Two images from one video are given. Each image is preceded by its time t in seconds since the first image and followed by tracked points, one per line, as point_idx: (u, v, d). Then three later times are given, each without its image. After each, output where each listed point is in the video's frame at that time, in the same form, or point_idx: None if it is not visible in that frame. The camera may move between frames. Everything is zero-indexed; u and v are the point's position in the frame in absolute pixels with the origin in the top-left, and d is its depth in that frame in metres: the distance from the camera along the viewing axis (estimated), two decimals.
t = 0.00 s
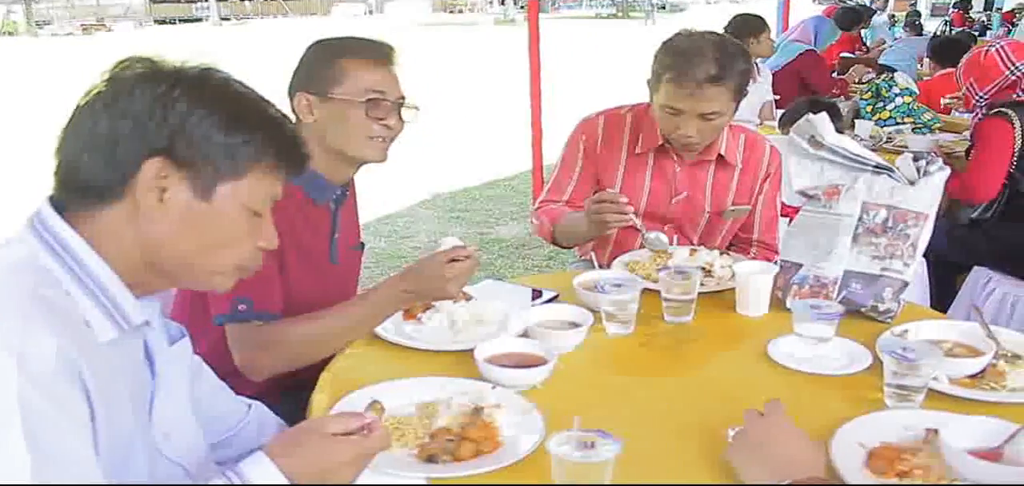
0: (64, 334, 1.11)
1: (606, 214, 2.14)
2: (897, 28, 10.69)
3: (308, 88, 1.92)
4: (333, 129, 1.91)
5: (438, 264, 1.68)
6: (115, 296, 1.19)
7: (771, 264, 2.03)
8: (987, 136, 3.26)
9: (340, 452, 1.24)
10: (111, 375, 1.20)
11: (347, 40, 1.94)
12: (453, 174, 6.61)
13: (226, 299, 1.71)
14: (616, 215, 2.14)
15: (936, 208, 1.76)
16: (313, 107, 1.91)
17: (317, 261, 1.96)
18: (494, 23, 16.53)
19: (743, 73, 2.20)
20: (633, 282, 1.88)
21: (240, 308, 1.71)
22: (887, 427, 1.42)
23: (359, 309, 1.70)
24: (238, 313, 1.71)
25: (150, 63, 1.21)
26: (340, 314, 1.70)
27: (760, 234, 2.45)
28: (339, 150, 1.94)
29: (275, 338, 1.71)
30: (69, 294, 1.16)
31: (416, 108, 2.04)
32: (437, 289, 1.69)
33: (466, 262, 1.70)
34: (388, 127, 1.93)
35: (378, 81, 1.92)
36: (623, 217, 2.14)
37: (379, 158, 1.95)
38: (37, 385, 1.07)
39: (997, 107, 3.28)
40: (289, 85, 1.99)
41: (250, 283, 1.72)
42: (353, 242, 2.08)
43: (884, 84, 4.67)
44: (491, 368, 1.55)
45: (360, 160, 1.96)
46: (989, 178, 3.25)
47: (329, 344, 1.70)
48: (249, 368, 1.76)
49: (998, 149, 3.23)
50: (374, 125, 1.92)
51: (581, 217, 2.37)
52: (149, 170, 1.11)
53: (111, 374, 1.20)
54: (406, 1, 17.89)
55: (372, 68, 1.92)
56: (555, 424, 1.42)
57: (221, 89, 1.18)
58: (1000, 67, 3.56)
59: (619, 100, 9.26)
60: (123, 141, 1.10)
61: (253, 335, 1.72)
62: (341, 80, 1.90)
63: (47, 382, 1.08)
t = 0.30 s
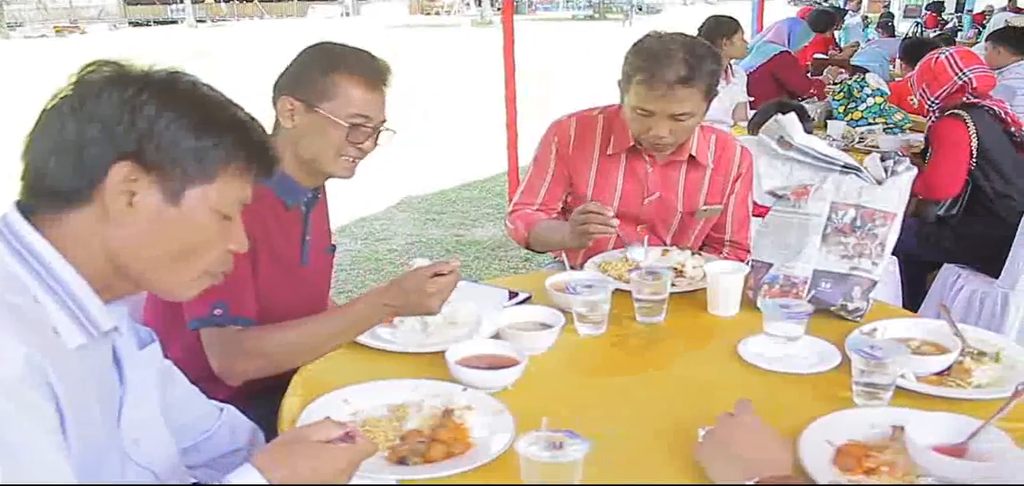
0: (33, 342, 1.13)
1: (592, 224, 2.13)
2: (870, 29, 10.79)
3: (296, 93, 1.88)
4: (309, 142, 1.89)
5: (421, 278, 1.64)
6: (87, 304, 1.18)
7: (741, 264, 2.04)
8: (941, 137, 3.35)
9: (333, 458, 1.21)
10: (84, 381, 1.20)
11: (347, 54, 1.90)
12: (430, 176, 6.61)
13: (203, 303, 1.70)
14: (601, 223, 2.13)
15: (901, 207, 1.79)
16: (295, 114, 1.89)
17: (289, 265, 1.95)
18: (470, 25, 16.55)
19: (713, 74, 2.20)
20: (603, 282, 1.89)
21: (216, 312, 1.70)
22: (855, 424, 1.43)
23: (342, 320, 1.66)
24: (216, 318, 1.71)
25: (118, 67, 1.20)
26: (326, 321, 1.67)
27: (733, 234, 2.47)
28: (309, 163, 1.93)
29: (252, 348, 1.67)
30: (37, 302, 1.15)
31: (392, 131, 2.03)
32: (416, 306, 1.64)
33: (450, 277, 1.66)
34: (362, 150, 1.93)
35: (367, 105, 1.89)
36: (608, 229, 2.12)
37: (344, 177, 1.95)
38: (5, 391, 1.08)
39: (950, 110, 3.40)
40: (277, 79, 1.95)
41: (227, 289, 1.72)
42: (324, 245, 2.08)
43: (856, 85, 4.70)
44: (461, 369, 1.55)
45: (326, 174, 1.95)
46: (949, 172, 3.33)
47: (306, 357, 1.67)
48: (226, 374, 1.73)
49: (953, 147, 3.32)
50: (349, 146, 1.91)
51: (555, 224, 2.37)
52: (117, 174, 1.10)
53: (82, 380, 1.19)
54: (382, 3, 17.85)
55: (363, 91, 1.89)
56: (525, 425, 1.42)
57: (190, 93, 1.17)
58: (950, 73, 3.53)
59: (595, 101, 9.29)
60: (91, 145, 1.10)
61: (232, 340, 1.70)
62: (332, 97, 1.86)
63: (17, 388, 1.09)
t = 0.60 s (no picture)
0: None
1: (561, 220, 2.13)
2: (840, 30, 10.90)
3: (271, 100, 1.83)
4: (280, 151, 1.85)
5: (393, 281, 1.61)
6: (52, 309, 1.17)
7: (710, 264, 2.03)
8: (911, 134, 3.38)
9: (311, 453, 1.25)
10: (49, 387, 1.19)
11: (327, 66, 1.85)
12: (404, 179, 6.59)
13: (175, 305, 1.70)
14: (571, 220, 2.13)
15: (868, 207, 1.80)
16: (269, 121, 1.84)
17: (259, 269, 1.95)
18: (445, 27, 16.54)
19: (682, 77, 2.22)
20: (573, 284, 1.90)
21: (187, 314, 1.70)
22: (821, 421, 1.45)
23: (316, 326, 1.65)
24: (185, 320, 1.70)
25: (76, 70, 1.19)
26: (301, 327, 1.66)
27: (704, 234, 2.48)
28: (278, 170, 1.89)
29: (226, 350, 1.66)
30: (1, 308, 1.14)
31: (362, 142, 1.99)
32: (393, 307, 1.61)
33: (424, 278, 1.64)
34: (333, 163, 1.89)
35: (343, 119, 1.85)
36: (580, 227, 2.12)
37: (311, 188, 1.91)
38: None
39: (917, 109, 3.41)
40: (254, 81, 1.90)
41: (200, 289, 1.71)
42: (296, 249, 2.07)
43: (826, 86, 4.74)
44: (430, 371, 1.56)
45: (293, 182, 1.91)
46: (917, 173, 3.37)
47: (279, 359, 1.66)
48: (199, 375, 1.72)
49: (920, 147, 3.35)
50: (319, 158, 1.87)
51: (528, 224, 2.36)
52: (79, 177, 1.10)
53: (48, 385, 1.18)
54: (355, 5, 17.78)
55: (341, 105, 1.85)
56: (492, 426, 1.43)
57: (151, 95, 1.17)
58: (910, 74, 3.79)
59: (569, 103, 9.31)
60: (51, 150, 1.09)
61: (204, 342, 1.69)
62: (309, 109, 1.82)
63: None
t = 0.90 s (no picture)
0: None
1: (522, 213, 2.13)
2: (809, 28, 10.98)
3: (240, 107, 1.81)
4: (251, 159, 1.83)
5: (357, 256, 1.61)
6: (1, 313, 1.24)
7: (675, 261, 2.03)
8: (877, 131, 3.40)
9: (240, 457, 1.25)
10: None
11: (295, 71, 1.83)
12: (375, 178, 6.57)
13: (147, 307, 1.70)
14: (532, 212, 2.13)
15: (830, 202, 1.79)
16: (238, 129, 1.82)
17: (227, 272, 1.94)
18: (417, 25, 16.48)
19: (646, 74, 2.23)
20: (537, 282, 1.89)
21: (159, 314, 1.70)
22: (783, 416, 1.46)
23: (285, 302, 1.63)
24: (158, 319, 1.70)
25: (22, 71, 1.20)
26: (268, 308, 1.64)
27: (670, 231, 2.49)
28: (249, 179, 1.87)
29: (197, 346, 1.65)
30: None
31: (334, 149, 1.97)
32: (359, 280, 1.64)
33: (385, 249, 1.64)
34: (304, 171, 1.87)
35: (314, 126, 1.83)
36: (541, 218, 2.13)
37: (282, 196, 1.89)
38: None
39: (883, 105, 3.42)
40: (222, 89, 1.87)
41: (169, 288, 1.71)
42: (264, 252, 2.06)
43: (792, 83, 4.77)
44: (394, 372, 1.55)
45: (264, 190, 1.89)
46: (884, 168, 3.40)
47: (247, 348, 1.65)
48: (174, 378, 1.70)
49: (886, 144, 3.38)
50: (291, 166, 1.85)
51: (494, 221, 2.36)
52: (28, 180, 1.11)
53: None
54: (327, 4, 17.69)
55: (310, 111, 1.82)
56: (455, 425, 1.43)
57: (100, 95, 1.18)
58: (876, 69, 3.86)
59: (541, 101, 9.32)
60: None
61: (173, 340, 1.68)
62: (278, 116, 1.80)
63: None
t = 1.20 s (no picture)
0: None
1: (495, 218, 2.12)
2: (779, 27, 11.07)
3: (217, 125, 1.76)
4: (233, 177, 1.78)
5: (312, 235, 1.64)
6: None
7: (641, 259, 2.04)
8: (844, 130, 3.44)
9: (212, 470, 1.22)
10: None
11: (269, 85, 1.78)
12: (346, 179, 6.55)
13: (123, 307, 1.66)
14: (504, 218, 2.12)
15: (796, 199, 1.81)
16: (218, 148, 1.76)
17: (195, 278, 1.91)
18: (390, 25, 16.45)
19: (611, 72, 2.23)
20: (502, 282, 1.89)
21: (138, 313, 1.65)
22: (748, 413, 1.46)
23: (254, 287, 1.62)
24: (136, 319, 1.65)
25: None
26: (236, 297, 1.61)
27: (639, 229, 2.51)
28: (234, 194, 1.82)
29: (173, 342, 1.60)
30: None
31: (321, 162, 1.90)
32: (315, 260, 1.66)
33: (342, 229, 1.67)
34: (288, 185, 1.80)
35: (295, 139, 1.77)
36: (513, 220, 2.13)
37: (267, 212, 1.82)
38: None
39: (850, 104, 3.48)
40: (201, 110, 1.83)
41: (144, 288, 1.68)
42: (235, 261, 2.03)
43: (761, 81, 4.80)
44: (359, 372, 1.54)
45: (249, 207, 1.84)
46: (853, 167, 3.43)
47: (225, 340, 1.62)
48: (152, 380, 1.63)
49: (856, 142, 3.42)
50: (275, 181, 1.79)
51: (462, 221, 2.35)
52: None
53: None
54: (299, 4, 17.61)
55: (289, 123, 1.76)
56: (418, 426, 1.42)
57: (49, 98, 1.24)
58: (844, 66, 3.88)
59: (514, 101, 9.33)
60: None
61: (147, 341, 1.63)
62: (255, 131, 1.74)
63: None
